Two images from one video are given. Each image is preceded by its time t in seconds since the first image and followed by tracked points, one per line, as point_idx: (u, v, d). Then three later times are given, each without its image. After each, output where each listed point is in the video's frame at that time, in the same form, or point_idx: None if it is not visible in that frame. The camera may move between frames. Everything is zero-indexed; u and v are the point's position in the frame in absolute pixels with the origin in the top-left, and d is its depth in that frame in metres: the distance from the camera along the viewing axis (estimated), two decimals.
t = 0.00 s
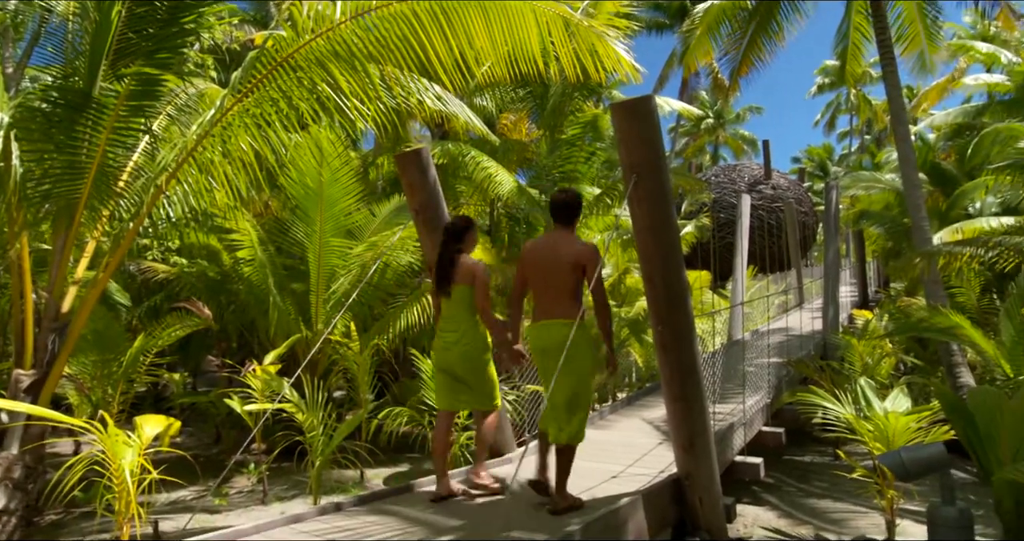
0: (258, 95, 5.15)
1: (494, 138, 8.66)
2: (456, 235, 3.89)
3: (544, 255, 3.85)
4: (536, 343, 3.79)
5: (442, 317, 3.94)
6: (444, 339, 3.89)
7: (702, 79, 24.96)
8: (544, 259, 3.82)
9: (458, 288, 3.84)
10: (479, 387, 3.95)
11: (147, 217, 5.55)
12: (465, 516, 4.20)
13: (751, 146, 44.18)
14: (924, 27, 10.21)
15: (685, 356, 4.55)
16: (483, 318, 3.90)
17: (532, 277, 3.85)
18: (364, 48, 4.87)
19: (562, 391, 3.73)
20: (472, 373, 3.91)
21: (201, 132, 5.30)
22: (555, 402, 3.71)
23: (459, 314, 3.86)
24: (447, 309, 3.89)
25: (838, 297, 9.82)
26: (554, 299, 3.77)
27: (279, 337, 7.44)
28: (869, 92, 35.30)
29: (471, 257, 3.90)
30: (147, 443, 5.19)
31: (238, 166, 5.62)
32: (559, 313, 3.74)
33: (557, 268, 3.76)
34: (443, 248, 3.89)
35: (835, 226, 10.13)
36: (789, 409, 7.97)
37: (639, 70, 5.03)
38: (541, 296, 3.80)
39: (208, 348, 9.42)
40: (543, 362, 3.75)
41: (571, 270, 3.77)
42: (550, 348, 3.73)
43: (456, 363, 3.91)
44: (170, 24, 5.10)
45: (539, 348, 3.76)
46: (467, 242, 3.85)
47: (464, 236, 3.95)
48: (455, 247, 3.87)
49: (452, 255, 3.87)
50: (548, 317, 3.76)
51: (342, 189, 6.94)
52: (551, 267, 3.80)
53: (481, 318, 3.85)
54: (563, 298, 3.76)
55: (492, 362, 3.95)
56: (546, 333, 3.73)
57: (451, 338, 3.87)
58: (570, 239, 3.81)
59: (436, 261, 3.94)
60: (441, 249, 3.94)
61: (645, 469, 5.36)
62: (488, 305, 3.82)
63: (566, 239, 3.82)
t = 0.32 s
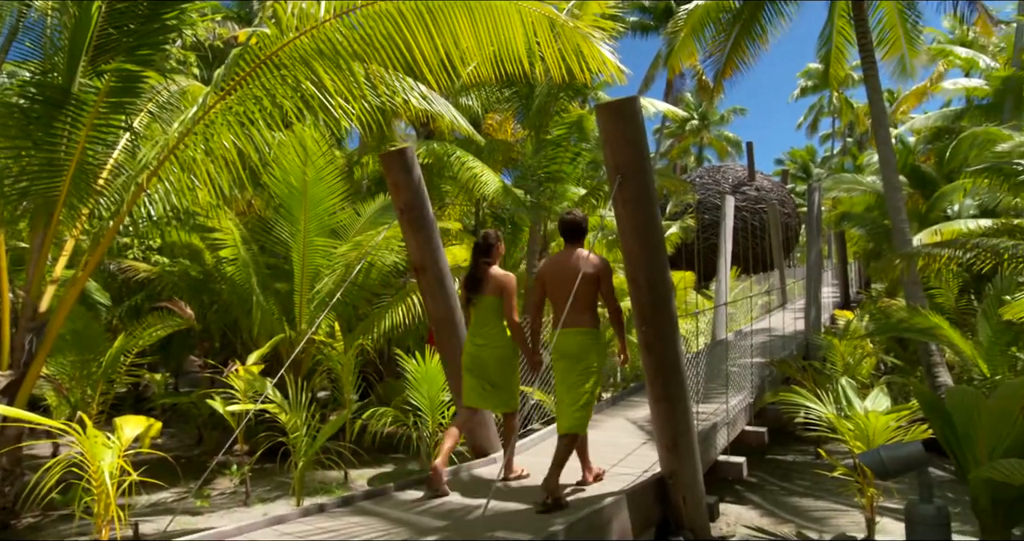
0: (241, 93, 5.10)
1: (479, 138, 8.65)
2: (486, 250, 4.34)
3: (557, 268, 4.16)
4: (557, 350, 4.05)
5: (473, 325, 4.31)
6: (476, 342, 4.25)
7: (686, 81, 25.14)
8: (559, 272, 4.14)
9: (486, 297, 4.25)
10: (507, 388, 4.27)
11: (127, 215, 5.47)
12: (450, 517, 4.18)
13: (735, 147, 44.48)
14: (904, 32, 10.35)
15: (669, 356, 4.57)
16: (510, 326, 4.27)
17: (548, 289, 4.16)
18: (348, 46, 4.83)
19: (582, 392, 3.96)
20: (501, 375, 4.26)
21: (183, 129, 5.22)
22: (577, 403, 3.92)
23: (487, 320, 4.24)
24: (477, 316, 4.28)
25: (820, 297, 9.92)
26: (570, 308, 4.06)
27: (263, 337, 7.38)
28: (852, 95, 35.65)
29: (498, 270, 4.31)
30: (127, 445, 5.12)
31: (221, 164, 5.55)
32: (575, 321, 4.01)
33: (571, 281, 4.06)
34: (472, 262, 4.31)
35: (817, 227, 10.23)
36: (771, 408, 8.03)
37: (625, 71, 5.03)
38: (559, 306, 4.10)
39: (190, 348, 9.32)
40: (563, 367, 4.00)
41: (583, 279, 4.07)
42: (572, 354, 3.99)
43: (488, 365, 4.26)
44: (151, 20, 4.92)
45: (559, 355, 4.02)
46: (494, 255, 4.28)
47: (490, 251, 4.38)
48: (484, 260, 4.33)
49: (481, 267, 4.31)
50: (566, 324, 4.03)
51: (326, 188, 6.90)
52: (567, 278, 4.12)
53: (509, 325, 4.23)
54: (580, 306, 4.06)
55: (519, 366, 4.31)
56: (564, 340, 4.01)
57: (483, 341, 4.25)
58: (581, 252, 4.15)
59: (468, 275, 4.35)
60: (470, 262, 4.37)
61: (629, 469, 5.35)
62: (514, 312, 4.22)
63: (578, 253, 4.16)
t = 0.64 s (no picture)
0: (227, 92, 5.04)
1: (468, 138, 8.64)
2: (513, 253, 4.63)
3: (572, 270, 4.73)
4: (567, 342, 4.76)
5: (496, 319, 4.76)
6: (498, 336, 4.71)
7: (675, 82, 25.22)
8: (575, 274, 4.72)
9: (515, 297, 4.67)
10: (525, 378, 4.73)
11: (111, 214, 5.41)
12: (437, 517, 4.17)
13: (722, 149, 44.67)
14: (889, 35, 10.47)
15: (656, 356, 4.57)
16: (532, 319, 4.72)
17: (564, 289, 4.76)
18: (336, 45, 4.79)
19: (590, 380, 4.67)
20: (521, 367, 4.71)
21: (168, 127, 5.15)
22: (586, 389, 4.66)
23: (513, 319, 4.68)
24: (503, 313, 4.70)
25: (806, 298, 9.99)
26: (582, 306, 4.69)
27: (249, 337, 7.34)
28: (838, 97, 35.89)
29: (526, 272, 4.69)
30: (110, 445, 5.06)
31: (207, 163, 5.50)
32: (584, 319, 4.68)
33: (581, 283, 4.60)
34: (504, 267, 4.63)
35: (803, 228, 10.29)
36: (758, 407, 8.07)
37: (612, 72, 5.03)
38: (571, 304, 4.72)
39: (175, 348, 9.23)
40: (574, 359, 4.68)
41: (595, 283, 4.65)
42: (578, 347, 4.66)
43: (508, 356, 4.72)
44: (136, 16, 4.85)
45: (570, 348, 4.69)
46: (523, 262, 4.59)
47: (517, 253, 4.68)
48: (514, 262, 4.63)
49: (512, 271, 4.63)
50: (576, 321, 4.69)
51: (313, 187, 6.86)
52: (580, 280, 4.69)
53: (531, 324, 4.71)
54: (592, 305, 4.68)
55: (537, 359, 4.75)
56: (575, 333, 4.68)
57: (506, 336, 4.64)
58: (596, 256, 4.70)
59: (500, 276, 4.71)
60: (501, 265, 4.68)
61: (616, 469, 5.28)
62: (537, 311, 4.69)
63: (592, 258, 4.72)
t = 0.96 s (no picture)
0: (215, 90, 4.98)
1: (457, 138, 8.63)
2: (529, 260, 5.14)
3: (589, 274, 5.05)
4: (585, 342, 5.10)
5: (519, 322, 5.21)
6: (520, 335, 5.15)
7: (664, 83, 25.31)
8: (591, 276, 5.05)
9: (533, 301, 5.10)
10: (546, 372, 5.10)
11: (97, 213, 5.36)
12: (425, 518, 4.16)
13: (711, 149, 44.85)
14: (876, 38, 10.57)
15: (645, 357, 4.58)
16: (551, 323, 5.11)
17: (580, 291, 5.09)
18: (325, 44, 4.76)
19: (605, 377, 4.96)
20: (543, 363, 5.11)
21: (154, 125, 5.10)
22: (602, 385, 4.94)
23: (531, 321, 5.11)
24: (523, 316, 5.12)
25: (794, 298, 10.06)
26: (598, 307, 4.99)
27: (236, 337, 7.29)
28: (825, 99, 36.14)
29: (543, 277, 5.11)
30: (95, 446, 5.01)
31: (194, 161, 5.45)
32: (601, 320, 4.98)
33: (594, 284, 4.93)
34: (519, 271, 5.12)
35: (790, 229, 10.36)
36: (746, 407, 8.12)
37: (601, 73, 5.05)
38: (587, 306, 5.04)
39: (161, 348, 9.15)
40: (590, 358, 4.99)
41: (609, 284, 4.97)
42: (595, 346, 4.97)
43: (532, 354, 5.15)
44: (123, 14, 4.76)
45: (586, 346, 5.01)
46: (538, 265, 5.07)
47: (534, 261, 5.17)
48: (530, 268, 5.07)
49: (526, 274, 5.11)
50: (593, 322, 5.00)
51: (302, 187, 6.83)
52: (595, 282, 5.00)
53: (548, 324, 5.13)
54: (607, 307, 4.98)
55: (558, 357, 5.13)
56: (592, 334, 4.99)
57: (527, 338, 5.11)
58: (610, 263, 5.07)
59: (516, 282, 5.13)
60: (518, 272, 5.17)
61: (605, 469, 5.18)
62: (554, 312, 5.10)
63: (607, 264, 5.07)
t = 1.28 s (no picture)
0: (204, 88, 4.95)
1: (449, 138, 8.62)
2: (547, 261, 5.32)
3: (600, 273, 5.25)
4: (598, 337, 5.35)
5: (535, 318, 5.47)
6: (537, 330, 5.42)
7: (655, 84, 25.37)
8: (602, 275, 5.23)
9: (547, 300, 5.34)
10: (562, 363, 5.42)
11: (84, 212, 5.31)
12: (415, 518, 4.14)
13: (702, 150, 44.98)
14: (864, 41, 10.65)
15: (635, 357, 4.59)
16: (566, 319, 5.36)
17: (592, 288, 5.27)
18: (316, 42, 4.73)
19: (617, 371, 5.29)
20: (557, 356, 5.41)
21: (143, 124, 5.06)
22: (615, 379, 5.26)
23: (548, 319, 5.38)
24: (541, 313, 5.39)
25: (784, 298, 10.11)
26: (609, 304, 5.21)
27: (226, 337, 7.25)
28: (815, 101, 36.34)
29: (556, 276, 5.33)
30: (82, 447, 4.95)
31: (184, 160, 5.41)
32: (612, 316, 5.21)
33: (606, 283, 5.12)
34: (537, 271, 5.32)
35: (780, 229, 10.40)
36: (736, 407, 8.16)
37: (593, 73, 5.06)
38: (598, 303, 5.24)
39: (150, 348, 9.08)
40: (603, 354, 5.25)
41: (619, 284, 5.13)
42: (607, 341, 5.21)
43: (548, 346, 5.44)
44: (111, 11, 4.70)
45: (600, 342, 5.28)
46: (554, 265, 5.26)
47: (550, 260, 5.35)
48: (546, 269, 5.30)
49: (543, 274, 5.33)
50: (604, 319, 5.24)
51: (293, 186, 6.79)
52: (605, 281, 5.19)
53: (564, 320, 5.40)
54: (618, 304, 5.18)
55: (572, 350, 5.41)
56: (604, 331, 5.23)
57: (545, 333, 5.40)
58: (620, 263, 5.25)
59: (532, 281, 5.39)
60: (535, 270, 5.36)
61: (596, 468, 5.17)
62: (569, 309, 5.32)
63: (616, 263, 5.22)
